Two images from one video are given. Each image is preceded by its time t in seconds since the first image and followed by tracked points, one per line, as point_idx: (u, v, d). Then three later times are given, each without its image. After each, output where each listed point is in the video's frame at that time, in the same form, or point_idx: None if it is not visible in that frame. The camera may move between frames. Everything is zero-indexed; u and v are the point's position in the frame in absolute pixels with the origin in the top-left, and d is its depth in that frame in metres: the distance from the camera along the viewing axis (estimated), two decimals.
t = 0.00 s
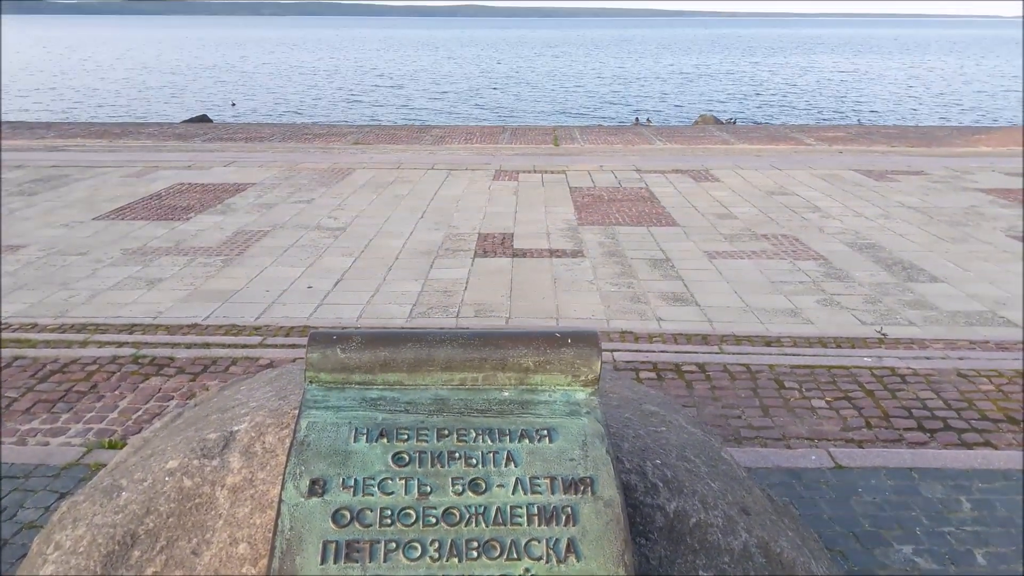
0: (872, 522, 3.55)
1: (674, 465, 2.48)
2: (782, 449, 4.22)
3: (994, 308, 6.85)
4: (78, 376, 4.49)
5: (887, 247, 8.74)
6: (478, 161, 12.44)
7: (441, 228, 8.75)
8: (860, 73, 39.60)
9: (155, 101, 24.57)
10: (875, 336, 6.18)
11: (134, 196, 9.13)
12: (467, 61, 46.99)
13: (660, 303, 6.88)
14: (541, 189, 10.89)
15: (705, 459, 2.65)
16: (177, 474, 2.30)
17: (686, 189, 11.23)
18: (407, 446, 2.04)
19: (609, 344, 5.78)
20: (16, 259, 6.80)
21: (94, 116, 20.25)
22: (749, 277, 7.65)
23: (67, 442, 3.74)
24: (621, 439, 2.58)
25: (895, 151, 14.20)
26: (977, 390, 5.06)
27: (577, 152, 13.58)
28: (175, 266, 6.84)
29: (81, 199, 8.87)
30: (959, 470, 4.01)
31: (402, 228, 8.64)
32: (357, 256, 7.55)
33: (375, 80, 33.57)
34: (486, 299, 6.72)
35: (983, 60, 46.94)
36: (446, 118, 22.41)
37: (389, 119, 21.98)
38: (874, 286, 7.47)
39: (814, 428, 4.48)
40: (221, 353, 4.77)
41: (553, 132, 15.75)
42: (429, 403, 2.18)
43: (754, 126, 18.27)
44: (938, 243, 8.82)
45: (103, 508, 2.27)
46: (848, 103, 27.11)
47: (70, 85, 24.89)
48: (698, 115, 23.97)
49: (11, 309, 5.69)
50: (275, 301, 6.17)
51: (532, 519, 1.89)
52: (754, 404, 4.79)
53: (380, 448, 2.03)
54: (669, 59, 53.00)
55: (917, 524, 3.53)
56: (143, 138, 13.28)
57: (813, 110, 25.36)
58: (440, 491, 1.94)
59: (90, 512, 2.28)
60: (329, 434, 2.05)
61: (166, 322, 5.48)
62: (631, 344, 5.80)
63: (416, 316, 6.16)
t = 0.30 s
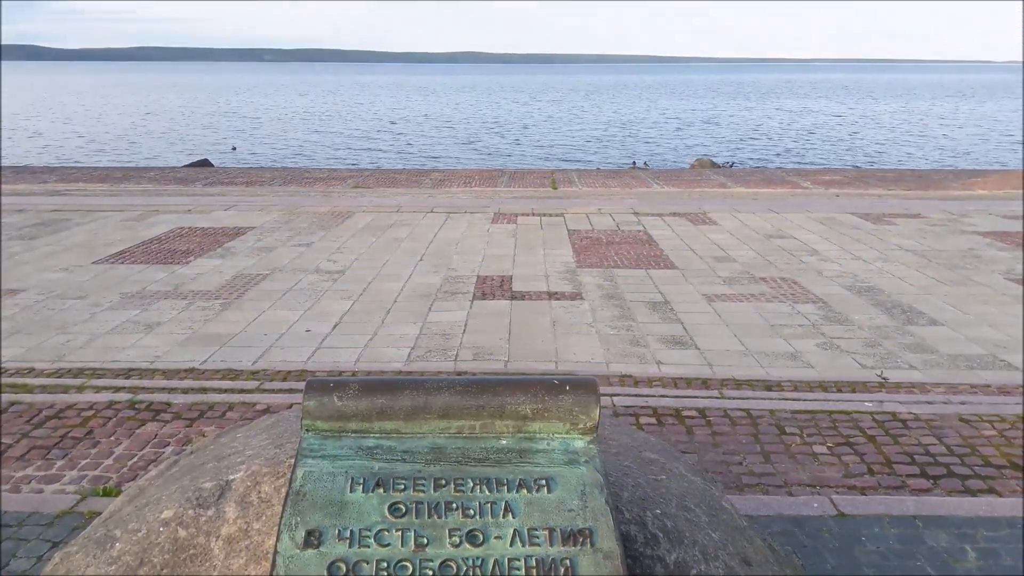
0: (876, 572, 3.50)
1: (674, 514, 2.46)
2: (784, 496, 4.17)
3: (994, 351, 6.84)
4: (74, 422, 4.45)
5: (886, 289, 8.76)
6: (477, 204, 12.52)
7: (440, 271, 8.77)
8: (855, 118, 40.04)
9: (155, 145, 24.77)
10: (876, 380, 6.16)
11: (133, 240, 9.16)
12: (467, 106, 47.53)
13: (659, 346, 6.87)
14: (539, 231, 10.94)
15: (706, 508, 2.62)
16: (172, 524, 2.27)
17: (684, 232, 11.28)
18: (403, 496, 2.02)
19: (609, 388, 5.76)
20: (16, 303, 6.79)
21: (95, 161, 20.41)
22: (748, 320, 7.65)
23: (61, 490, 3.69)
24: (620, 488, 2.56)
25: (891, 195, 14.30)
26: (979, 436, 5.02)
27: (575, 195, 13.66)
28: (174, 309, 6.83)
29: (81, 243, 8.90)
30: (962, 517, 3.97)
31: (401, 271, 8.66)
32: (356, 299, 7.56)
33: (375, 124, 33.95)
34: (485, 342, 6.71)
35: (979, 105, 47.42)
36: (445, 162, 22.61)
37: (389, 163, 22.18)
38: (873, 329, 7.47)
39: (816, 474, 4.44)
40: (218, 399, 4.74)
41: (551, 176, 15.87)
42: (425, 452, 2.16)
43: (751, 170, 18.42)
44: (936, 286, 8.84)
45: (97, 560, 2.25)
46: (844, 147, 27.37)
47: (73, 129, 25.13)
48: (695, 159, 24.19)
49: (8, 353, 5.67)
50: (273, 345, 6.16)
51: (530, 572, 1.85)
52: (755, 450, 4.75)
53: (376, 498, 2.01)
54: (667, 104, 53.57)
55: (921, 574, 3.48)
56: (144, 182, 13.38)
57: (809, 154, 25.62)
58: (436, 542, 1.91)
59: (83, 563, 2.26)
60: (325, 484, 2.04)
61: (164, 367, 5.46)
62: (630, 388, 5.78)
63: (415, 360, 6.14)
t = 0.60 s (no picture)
0: None
1: (669, 562, 2.45)
2: (782, 542, 4.12)
3: (992, 393, 6.82)
4: (63, 467, 4.40)
5: (882, 332, 8.77)
6: (475, 245, 12.56)
7: (437, 312, 8.76)
8: (849, 162, 40.45)
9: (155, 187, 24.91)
10: (874, 423, 6.12)
11: (130, 282, 9.16)
12: (465, 148, 47.96)
13: (657, 389, 6.84)
14: (537, 273, 10.96)
15: (702, 556, 2.58)
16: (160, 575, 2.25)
17: (680, 274, 11.31)
18: (396, 546, 1.98)
19: (607, 432, 5.72)
20: (8, 346, 6.76)
21: (92, 203, 20.48)
22: (745, 363, 7.63)
23: (48, 538, 3.63)
24: (615, 536, 2.53)
25: (886, 237, 14.39)
26: (977, 479, 4.98)
27: (572, 237, 13.72)
28: (168, 352, 6.81)
29: (77, 285, 8.89)
30: (963, 563, 3.91)
31: (397, 312, 8.65)
32: (353, 341, 7.53)
33: (373, 167, 34.21)
34: (481, 384, 6.68)
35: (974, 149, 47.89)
36: (443, 205, 22.75)
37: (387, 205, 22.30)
38: (870, 371, 7.45)
39: (814, 519, 4.39)
40: (211, 444, 4.69)
41: (548, 218, 15.96)
42: (418, 499, 2.14)
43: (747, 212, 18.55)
44: (932, 328, 8.85)
45: None
46: (838, 190, 27.60)
47: (71, 172, 25.26)
48: (690, 201, 24.40)
49: None
50: (267, 388, 6.12)
51: None
52: (753, 495, 4.70)
53: (367, 548, 1.98)
54: (664, 148, 54.02)
55: None
56: (142, 224, 13.42)
57: (804, 197, 25.84)
58: None
59: None
60: (315, 533, 2.01)
61: (156, 411, 5.42)
62: (628, 432, 5.73)
63: (410, 403, 6.10)
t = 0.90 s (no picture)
0: None
1: None
2: None
3: (966, 432, 6.87)
4: (28, 512, 4.30)
5: (859, 370, 8.83)
6: (455, 284, 12.55)
7: (416, 352, 8.71)
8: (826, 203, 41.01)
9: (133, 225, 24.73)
10: (851, 462, 6.13)
11: (104, 321, 9.04)
12: (446, 188, 48.14)
13: (636, 428, 6.82)
14: (517, 311, 10.96)
15: None
16: None
17: (660, 313, 11.35)
18: None
19: (585, 473, 5.67)
20: None
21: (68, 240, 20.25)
22: (724, 402, 7.64)
23: None
24: None
25: (862, 277, 14.54)
26: (952, 518, 4.99)
27: (552, 276, 13.75)
28: (141, 393, 6.71)
29: (49, 324, 8.77)
30: None
31: (376, 351, 8.61)
32: (330, 381, 7.47)
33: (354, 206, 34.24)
34: (460, 424, 6.63)
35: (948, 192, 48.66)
36: (424, 243, 22.77)
37: (367, 244, 22.27)
38: (848, 411, 7.47)
39: (792, 561, 4.38)
40: (182, 487, 4.61)
41: (529, 256, 16.00)
42: (389, 547, 2.75)
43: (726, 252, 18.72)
44: (907, 367, 8.93)
45: None
46: (815, 230, 27.94)
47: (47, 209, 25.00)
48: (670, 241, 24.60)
49: None
50: (242, 429, 6.03)
51: None
52: (731, 536, 4.68)
53: None
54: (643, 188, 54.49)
55: None
56: (119, 262, 13.29)
57: (782, 237, 26.14)
58: None
59: None
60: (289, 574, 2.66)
61: (127, 453, 5.32)
62: (607, 473, 5.69)
63: (387, 444, 6.04)
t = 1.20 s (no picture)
0: None
1: None
2: None
3: (928, 451, 6.99)
4: None
5: (824, 391, 8.96)
6: (425, 305, 12.54)
7: (385, 373, 8.68)
8: (792, 226, 41.63)
9: (98, 245, 24.36)
10: (816, 481, 6.20)
11: (65, 343, 8.89)
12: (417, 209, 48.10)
13: (605, 449, 6.84)
14: (487, 333, 10.96)
15: None
16: None
17: (630, 334, 11.42)
18: None
19: (552, 494, 5.67)
20: None
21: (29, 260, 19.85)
22: (692, 422, 7.69)
23: None
24: None
25: (827, 300, 14.77)
26: (913, 536, 5.06)
27: (523, 297, 13.79)
28: (103, 415, 6.60)
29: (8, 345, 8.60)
30: None
31: (345, 373, 8.55)
32: (297, 403, 7.40)
33: (323, 226, 34.06)
34: (429, 445, 6.61)
35: (910, 216, 49.66)
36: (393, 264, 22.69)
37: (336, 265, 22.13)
38: (812, 430, 7.57)
39: None
40: (143, 510, 4.54)
41: (500, 278, 16.02)
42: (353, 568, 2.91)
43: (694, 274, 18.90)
44: (871, 388, 9.08)
45: None
46: (781, 253, 28.37)
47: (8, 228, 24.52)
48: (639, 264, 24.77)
49: None
50: (206, 452, 5.96)
51: None
52: (697, 555, 4.70)
53: None
54: (613, 211, 54.87)
55: None
56: (82, 282, 13.06)
57: (749, 260, 26.46)
58: None
59: None
60: None
61: (87, 476, 5.23)
62: (575, 493, 5.70)
63: (355, 466, 5.99)
